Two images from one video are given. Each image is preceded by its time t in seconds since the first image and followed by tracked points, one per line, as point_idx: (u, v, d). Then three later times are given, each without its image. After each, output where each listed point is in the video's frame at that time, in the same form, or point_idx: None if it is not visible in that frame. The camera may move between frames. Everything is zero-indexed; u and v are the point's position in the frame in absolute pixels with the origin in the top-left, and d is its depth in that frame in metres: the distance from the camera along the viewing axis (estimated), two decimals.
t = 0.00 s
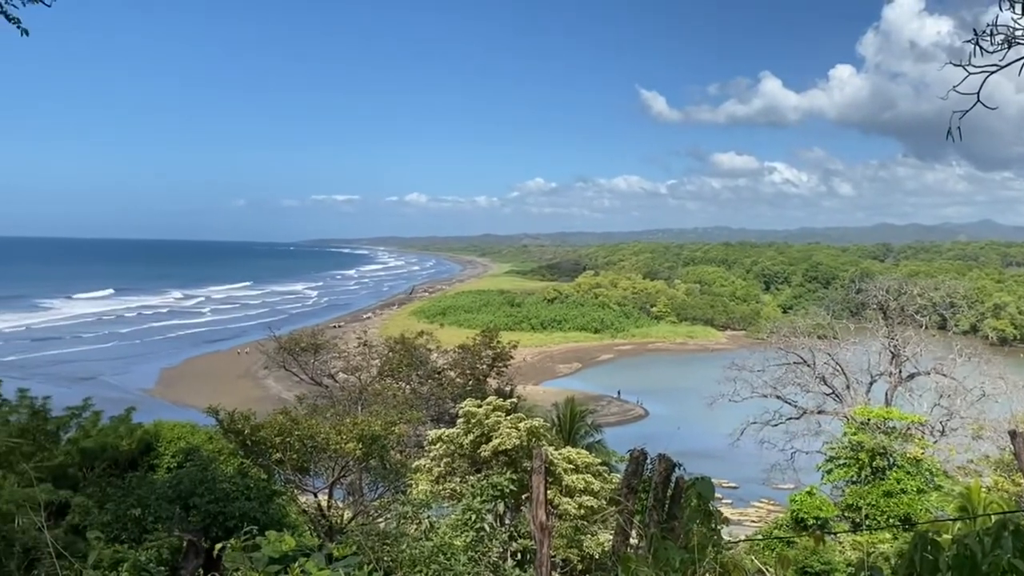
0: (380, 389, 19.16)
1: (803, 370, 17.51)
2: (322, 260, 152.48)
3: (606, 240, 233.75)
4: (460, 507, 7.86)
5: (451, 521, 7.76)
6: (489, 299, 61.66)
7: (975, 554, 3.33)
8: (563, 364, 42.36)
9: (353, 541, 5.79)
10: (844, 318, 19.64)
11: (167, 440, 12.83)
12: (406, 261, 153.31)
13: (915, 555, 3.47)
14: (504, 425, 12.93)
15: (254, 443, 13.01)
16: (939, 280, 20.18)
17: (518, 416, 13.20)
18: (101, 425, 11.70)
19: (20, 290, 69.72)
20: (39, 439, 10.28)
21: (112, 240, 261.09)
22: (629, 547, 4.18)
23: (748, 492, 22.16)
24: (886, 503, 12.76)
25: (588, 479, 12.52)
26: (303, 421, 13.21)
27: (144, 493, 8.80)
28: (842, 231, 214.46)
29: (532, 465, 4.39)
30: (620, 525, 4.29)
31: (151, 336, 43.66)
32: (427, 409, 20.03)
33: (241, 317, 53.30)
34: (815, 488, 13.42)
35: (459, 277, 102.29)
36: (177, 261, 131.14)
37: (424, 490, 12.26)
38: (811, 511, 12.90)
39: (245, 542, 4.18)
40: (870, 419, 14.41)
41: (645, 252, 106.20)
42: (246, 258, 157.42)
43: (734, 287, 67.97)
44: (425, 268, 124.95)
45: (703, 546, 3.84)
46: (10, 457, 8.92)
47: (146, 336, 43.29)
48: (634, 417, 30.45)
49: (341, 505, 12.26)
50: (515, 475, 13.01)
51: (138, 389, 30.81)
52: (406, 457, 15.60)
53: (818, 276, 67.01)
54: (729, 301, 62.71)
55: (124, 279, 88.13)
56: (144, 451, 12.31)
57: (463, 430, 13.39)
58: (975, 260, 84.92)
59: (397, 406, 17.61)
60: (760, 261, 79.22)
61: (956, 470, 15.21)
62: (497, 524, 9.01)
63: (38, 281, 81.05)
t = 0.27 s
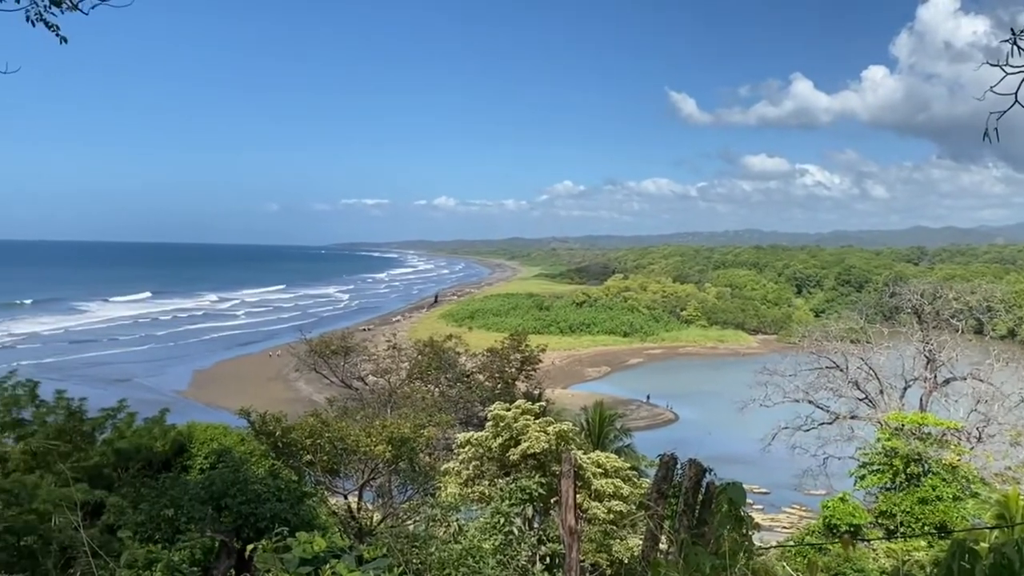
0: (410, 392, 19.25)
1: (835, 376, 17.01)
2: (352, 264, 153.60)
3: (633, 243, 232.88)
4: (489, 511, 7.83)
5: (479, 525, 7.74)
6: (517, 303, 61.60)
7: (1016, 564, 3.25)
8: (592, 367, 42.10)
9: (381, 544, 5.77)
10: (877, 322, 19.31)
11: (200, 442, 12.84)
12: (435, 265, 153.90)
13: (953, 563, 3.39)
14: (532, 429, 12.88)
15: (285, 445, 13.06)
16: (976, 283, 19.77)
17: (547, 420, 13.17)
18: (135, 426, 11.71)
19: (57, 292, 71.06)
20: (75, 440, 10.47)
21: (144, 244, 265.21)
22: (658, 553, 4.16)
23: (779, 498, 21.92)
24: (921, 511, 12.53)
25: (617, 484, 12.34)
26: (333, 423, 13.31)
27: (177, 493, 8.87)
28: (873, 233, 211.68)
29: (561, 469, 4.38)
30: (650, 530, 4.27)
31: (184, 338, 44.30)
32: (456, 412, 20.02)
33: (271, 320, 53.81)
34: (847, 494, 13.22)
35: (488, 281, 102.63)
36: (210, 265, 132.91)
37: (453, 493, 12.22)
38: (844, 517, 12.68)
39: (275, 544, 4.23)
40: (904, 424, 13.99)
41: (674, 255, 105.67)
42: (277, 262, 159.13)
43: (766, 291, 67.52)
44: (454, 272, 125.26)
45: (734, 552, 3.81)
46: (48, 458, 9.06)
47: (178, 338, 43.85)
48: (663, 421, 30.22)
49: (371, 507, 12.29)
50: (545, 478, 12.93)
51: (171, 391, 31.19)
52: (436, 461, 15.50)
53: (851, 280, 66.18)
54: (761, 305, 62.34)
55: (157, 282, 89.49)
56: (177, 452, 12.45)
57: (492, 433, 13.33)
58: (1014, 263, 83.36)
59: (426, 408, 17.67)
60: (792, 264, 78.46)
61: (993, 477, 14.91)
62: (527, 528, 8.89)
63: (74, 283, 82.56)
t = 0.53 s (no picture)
0: (438, 395, 19.29)
1: (868, 380, 16.49)
2: (382, 266, 154.58)
3: (660, 246, 231.68)
4: (518, 514, 7.82)
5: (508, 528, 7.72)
6: (546, 305, 61.42)
7: None
8: (621, 371, 41.75)
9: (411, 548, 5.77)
10: (911, 326, 18.93)
11: (232, 443, 12.73)
12: (463, 268, 154.26)
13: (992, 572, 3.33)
14: (561, 432, 12.86)
15: (315, 447, 13.42)
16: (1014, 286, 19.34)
17: (576, 424, 13.19)
18: (169, 427, 12.04)
19: (93, 295, 72.37)
20: (110, 440, 10.66)
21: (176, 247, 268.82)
22: (689, 558, 4.15)
23: (811, 503, 21.69)
24: (959, 519, 12.24)
25: (646, 488, 12.00)
26: (362, 425, 13.40)
27: (210, 494, 8.98)
28: (905, 236, 208.76)
29: (591, 474, 4.38)
30: (680, 535, 4.27)
31: (218, 340, 44.91)
32: (484, 415, 19.83)
33: (301, 323, 54.23)
34: (881, 500, 13.01)
35: (517, 283, 102.87)
36: (242, 268, 134.54)
37: (481, 497, 12.17)
38: (876, 524, 12.44)
39: (307, 548, 4.25)
40: (939, 430, 13.72)
41: (705, 258, 105.08)
42: (310, 265, 161.19)
43: (798, 293, 67.22)
44: (483, 274, 125.40)
45: (768, 559, 3.79)
46: (83, 458, 9.22)
47: (211, 341, 44.35)
48: (693, 425, 29.97)
49: (400, 509, 12.36)
50: (574, 482, 12.86)
51: (204, 392, 31.53)
52: (465, 464, 15.46)
53: (884, 284, 67.24)
54: (793, 308, 62.10)
55: (190, 285, 90.79)
56: (209, 453, 12.54)
57: (520, 437, 13.26)
58: None
59: (455, 412, 17.67)
60: (824, 267, 77.77)
61: None
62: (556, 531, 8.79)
63: (110, 285, 84.08)
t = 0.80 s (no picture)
0: (465, 398, 19.33)
1: (902, 384, 16.11)
2: (408, 269, 155.31)
3: (688, 248, 230.05)
4: (545, 517, 7.69)
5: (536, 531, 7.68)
6: (574, 308, 61.17)
7: None
8: (650, 374, 41.42)
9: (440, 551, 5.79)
10: (946, 329, 18.55)
11: (262, 444, 12.83)
12: (490, 271, 154.41)
13: None
14: (589, 436, 12.67)
15: (345, 448, 13.37)
16: None
17: (604, 427, 12.92)
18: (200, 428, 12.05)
19: (126, 297, 73.52)
20: (144, 440, 10.81)
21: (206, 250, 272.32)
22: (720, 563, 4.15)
23: (843, 509, 21.45)
24: (996, 526, 11.92)
25: (676, 492, 11.82)
26: (390, 427, 13.48)
27: (240, 494, 8.98)
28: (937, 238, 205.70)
29: (620, 477, 4.38)
30: (710, 540, 4.26)
31: (249, 342, 45.42)
32: (512, 417, 19.75)
33: (330, 325, 54.61)
34: (915, 506, 12.78)
35: (544, 286, 102.86)
36: (271, 271, 135.91)
37: (509, 500, 12.15)
38: (910, 530, 12.20)
39: (340, 549, 4.27)
40: (974, 435, 13.47)
41: (735, 260, 104.30)
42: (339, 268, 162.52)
43: (829, 297, 66.53)
44: (510, 278, 125.49)
45: (801, 565, 3.78)
46: (117, 458, 9.29)
47: (243, 343, 44.78)
48: (723, 429, 29.72)
49: (428, 511, 12.42)
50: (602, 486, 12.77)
51: (235, 394, 31.85)
52: (493, 466, 15.44)
53: (918, 286, 65.55)
54: (824, 312, 61.53)
55: (221, 288, 91.93)
56: (240, 454, 12.51)
57: (548, 440, 13.18)
58: None
59: (482, 414, 17.68)
60: (857, 270, 76.94)
61: None
62: (585, 536, 8.66)
63: (144, 288, 85.40)
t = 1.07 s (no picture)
0: (492, 400, 19.33)
1: (935, 389, 15.72)
2: (434, 272, 155.96)
3: (715, 251, 228.36)
4: (572, 521, 7.63)
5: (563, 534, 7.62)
6: (601, 311, 60.99)
7: None
8: (678, 378, 41.07)
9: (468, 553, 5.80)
10: (979, 333, 18.18)
11: (291, 445, 12.79)
12: (516, 273, 154.38)
13: None
14: (616, 439, 12.59)
15: (372, 449, 13.34)
16: None
17: (631, 430, 12.81)
18: (231, 429, 12.08)
19: (158, 299, 74.66)
20: (176, 440, 10.86)
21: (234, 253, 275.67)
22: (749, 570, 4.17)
23: (874, 515, 21.19)
24: None
25: (704, 496, 11.72)
26: (418, 429, 13.56)
27: (269, 495, 9.00)
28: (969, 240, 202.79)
29: (648, 481, 4.41)
30: (737, 545, 4.28)
31: (280, 343, 45.86)
32: (538, 420, 19.90)
33: (357, 327, 54.96)
34: (949, 511, 12.58)
35: (571, 289, 102.77)
36: (299, 273, 137.33)
37: (536, 502, 12.12)
38: (943, 537, 12.07)
39: (369, 550, 4.30)
40: (1009, 440, 13.20)
41: (764, 263, 103.51)
42: (367, 270, 163.56)
43: (860, 300, 65.84)
44: (537, 280, 125.53)
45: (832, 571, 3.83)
46: (149, 458, 9.40)
47: (273, 345, 45.20)
48: (752, 433, 29.50)
49: (455, 513, 12.45)
50: (629, 489, 12.64)
51: (264, 395, 32.18)
52: (520, 469, 15.42)
53: (952, 289, 64.33)
54: (855, 315, 60.93)
55: (250, 289, 93.04)
56: (269, 455, 12.49)
57: (575, 443, 13.13)
58: None
59: (509, 417, 17.70)
60: (888, 273, 76.06)
61: None
62: (611, 539, 8.50)
63: (175, 290, 86.73)
